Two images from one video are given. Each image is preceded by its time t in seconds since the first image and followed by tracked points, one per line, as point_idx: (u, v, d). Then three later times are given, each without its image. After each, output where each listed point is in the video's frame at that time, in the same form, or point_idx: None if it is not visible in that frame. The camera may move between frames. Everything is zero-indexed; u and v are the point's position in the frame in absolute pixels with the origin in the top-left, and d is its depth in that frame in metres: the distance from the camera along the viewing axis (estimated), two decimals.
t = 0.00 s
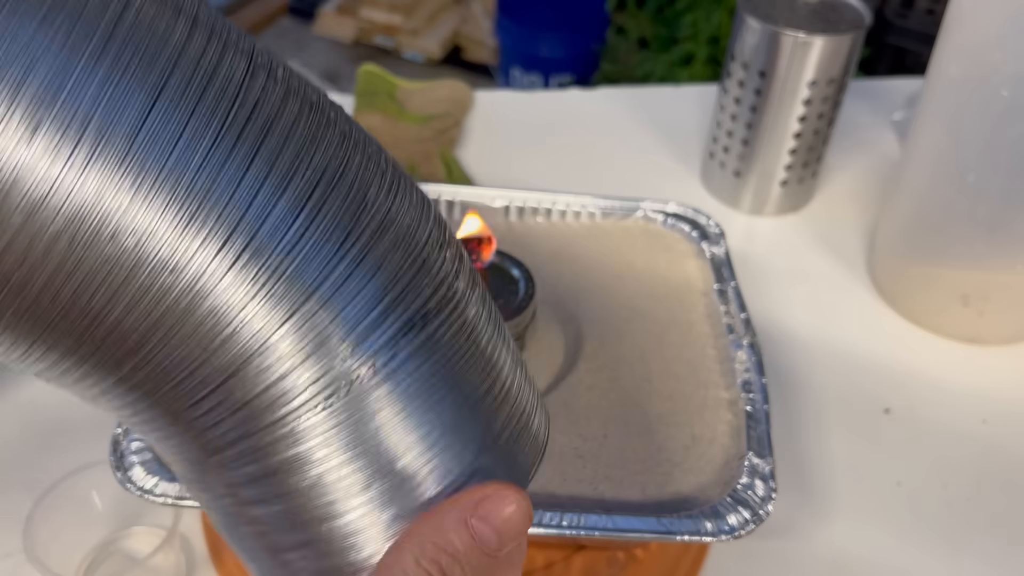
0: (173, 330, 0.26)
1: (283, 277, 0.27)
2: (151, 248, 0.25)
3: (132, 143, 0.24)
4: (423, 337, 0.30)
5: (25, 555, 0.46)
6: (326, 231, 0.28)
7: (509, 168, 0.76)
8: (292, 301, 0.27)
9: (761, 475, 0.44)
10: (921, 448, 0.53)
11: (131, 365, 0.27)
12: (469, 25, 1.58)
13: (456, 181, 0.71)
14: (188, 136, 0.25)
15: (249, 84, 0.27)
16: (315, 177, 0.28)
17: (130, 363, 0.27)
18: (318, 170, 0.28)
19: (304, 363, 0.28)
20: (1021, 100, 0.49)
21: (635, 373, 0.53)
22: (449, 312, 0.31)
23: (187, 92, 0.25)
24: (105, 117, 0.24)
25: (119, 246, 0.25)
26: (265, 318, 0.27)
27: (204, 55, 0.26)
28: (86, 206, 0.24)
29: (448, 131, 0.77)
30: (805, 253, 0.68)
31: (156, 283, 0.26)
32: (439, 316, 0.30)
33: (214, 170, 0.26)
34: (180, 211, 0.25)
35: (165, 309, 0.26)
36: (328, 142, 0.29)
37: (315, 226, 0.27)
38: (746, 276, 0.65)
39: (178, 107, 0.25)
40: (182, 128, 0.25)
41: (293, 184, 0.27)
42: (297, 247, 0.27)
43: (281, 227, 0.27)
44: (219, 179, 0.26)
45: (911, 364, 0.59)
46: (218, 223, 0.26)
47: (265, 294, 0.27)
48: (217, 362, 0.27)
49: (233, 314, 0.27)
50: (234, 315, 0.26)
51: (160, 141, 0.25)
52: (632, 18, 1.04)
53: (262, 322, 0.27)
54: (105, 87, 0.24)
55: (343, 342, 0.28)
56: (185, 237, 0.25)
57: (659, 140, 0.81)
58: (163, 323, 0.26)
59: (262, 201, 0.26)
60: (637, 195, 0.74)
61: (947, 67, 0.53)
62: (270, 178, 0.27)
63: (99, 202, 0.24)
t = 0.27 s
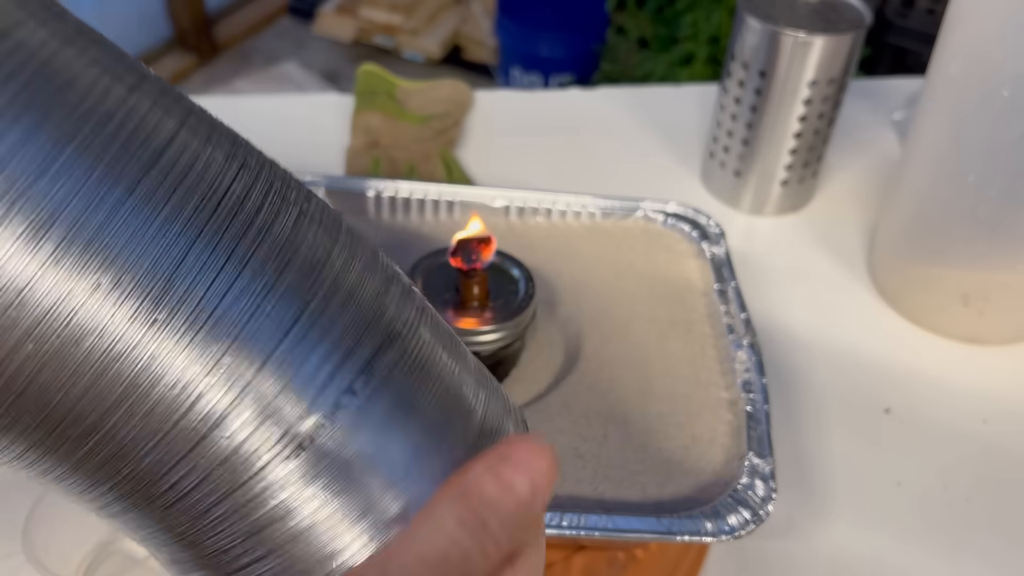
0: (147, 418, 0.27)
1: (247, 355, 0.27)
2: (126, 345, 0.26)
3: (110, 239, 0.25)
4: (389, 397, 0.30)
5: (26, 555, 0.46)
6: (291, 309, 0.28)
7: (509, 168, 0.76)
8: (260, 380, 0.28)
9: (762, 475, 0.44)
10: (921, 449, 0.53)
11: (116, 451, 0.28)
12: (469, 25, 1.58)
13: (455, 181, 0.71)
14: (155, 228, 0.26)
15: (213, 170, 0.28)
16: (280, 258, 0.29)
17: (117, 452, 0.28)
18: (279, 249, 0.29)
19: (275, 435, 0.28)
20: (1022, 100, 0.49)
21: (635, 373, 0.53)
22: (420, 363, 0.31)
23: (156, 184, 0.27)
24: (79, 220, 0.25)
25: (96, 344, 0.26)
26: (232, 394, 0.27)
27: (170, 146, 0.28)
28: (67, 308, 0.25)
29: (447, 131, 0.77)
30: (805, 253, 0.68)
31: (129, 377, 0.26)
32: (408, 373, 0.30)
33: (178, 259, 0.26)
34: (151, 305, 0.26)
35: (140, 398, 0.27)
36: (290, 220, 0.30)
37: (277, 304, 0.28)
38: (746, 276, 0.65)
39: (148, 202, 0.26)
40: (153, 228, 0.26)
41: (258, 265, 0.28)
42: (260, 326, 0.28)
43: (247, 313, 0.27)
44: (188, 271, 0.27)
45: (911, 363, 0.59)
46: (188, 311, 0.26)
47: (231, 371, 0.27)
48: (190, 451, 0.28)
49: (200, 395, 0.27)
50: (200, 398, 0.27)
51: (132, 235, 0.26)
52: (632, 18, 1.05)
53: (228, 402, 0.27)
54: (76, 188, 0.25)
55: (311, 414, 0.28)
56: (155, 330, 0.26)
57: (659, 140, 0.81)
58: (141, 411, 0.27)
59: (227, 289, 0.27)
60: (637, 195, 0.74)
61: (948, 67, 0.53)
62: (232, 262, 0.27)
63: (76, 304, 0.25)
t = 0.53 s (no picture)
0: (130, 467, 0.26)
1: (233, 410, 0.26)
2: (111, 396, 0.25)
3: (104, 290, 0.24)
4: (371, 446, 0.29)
5: (26, 556, 0.46)
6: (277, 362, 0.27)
7: (510, 167, 0.76)
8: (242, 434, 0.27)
9: (762, 475, 0.44)
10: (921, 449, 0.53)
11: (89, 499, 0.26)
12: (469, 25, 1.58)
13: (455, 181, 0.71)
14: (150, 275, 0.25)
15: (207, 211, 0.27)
16: (271, 304, 0.28)
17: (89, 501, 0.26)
18: (267, 295, 0.28)
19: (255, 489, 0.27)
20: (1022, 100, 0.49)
21: (635, 373, 0.53)
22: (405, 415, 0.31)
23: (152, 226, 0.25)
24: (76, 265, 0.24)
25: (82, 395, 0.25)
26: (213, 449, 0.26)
27: (164, 180, 0.26)
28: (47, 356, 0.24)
29: (447, 131, 0.77)
30: (805, 253, 0.68)
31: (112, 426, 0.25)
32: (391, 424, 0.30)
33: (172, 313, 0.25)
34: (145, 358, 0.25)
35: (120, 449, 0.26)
36: (280, 266, 0.29)
37: (266, 357, 0.27)
38: (746, 276, 0.66)
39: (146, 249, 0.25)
40: (144, 274, 0.25)
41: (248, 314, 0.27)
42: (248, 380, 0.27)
43: (235, 364, 0.26)
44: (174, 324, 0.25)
45: (911, 363, 0.59)
46: (179, 362, 0.25)
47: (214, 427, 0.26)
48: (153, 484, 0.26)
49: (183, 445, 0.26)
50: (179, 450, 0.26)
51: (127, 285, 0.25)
52: (632, 18, 1.06)
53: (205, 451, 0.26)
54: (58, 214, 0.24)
55: (293, 466, 0.28)
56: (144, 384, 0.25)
57: (659, 140, 0.81)
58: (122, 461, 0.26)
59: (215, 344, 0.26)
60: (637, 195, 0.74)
61: (948, 66, 0.53)
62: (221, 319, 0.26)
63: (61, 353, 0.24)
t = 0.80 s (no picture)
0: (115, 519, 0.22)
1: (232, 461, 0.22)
2: (94, 442, 0.20)
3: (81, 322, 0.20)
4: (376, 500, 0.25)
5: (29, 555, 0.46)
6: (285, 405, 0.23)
7: (510, 168, 0.77)
8: (244, 484, 0.22)
9: (760, 474, 0.44)
10: (919, 449, 0.53)
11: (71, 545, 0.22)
12: (470, 26, 1.59)
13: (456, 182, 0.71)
14: (145, 306, 0.21)
15: (201, 225, 0.23)
16: (273, 338, 0.24)
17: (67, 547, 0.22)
18: (268, 329, 0.24)
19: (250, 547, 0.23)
20: (1019, 101, 0.49)
21: (634, 373, 0.53)
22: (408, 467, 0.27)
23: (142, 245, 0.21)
24: (60, 287, 0.19)
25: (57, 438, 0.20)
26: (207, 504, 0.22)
27: (156, 192, 0.22)
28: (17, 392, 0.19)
29: (448, 132, 0.78)
30: (804, 253, 0.69)
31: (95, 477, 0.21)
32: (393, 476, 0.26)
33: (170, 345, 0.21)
34: (136, 398, 0.21)
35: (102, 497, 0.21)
36: (281, 294, 0.25)
37: (270, 399, 0.23)
38: (746, 276, 0.66)
39: (136, 281, 0.21)
40: (137, 303, 0.21)
41: (251, 352, 0.23)
42: (252, 425, 0.23)
43: (242, 406, 0.22)
44: (175, 358, 0.21)
45: (908, 363, 0.59)
46: (171, 411, 0.21)
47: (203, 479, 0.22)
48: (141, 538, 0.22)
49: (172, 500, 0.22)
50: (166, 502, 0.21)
51: (113, 320, 0.20)
52: (632, 19, 1.08)
53: (194, 502, 0.22)
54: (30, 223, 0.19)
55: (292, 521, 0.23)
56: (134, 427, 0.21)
57: (659, 141, 0.82)
58: (105, 513, 0.22)
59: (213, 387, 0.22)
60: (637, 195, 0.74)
61: (946, 67, 0.53)
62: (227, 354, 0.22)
63: (32, 388, 0.19)
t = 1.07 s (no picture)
0: None
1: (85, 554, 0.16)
2: None
3: None
4: None
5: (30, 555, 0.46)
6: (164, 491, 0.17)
7: (510, 169, 0.77)
8: None
9: (758, 473, 0.44)
10: (918, 448, 0.53)
11: None
12: (470, 27, 1.59)
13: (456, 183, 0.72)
14: None
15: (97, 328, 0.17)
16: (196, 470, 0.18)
17: None
18: (141, 391, 0.17)
19: None
20: (1016, 102, 0.49)
21: (633, 373, 0.54)
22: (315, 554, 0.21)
23: None
24: None
25: None
26: None
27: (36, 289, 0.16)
28: None
29: (448, 132, 0.78)
30: (803, 254, 0.69)
31: None
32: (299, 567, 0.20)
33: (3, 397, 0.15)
34: None
35: None
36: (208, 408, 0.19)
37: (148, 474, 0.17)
38: (745, 276, 0.66)
39: None
40: None
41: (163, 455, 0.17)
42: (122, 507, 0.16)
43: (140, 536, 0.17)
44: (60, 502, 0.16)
45: (906, 363, 0.59)
46: (29, 477, 0.15)
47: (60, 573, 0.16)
48: None
49: None
50: None
51: None
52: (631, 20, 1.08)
53: None
54: None
55: None
56: None
57: (658, 142, 0.82)
58: None
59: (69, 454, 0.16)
60: (636, 195, 0.75)
61: (945, 68, 0.54)
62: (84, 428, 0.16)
63: None
